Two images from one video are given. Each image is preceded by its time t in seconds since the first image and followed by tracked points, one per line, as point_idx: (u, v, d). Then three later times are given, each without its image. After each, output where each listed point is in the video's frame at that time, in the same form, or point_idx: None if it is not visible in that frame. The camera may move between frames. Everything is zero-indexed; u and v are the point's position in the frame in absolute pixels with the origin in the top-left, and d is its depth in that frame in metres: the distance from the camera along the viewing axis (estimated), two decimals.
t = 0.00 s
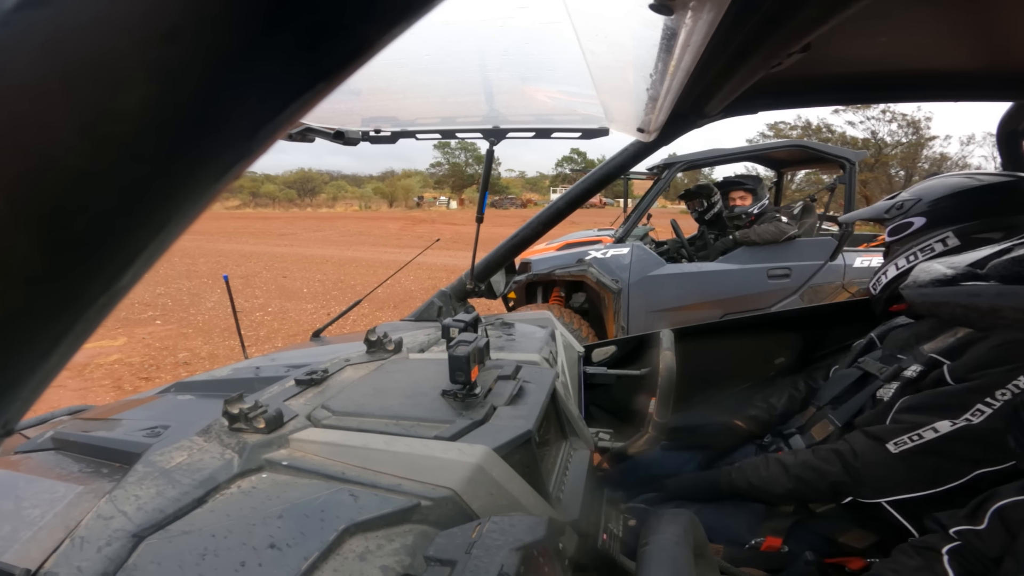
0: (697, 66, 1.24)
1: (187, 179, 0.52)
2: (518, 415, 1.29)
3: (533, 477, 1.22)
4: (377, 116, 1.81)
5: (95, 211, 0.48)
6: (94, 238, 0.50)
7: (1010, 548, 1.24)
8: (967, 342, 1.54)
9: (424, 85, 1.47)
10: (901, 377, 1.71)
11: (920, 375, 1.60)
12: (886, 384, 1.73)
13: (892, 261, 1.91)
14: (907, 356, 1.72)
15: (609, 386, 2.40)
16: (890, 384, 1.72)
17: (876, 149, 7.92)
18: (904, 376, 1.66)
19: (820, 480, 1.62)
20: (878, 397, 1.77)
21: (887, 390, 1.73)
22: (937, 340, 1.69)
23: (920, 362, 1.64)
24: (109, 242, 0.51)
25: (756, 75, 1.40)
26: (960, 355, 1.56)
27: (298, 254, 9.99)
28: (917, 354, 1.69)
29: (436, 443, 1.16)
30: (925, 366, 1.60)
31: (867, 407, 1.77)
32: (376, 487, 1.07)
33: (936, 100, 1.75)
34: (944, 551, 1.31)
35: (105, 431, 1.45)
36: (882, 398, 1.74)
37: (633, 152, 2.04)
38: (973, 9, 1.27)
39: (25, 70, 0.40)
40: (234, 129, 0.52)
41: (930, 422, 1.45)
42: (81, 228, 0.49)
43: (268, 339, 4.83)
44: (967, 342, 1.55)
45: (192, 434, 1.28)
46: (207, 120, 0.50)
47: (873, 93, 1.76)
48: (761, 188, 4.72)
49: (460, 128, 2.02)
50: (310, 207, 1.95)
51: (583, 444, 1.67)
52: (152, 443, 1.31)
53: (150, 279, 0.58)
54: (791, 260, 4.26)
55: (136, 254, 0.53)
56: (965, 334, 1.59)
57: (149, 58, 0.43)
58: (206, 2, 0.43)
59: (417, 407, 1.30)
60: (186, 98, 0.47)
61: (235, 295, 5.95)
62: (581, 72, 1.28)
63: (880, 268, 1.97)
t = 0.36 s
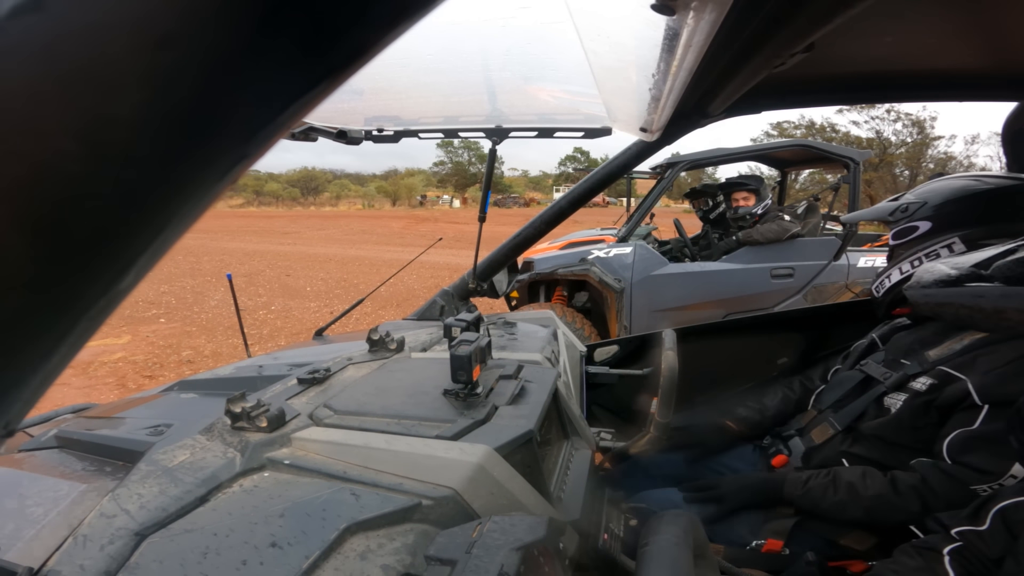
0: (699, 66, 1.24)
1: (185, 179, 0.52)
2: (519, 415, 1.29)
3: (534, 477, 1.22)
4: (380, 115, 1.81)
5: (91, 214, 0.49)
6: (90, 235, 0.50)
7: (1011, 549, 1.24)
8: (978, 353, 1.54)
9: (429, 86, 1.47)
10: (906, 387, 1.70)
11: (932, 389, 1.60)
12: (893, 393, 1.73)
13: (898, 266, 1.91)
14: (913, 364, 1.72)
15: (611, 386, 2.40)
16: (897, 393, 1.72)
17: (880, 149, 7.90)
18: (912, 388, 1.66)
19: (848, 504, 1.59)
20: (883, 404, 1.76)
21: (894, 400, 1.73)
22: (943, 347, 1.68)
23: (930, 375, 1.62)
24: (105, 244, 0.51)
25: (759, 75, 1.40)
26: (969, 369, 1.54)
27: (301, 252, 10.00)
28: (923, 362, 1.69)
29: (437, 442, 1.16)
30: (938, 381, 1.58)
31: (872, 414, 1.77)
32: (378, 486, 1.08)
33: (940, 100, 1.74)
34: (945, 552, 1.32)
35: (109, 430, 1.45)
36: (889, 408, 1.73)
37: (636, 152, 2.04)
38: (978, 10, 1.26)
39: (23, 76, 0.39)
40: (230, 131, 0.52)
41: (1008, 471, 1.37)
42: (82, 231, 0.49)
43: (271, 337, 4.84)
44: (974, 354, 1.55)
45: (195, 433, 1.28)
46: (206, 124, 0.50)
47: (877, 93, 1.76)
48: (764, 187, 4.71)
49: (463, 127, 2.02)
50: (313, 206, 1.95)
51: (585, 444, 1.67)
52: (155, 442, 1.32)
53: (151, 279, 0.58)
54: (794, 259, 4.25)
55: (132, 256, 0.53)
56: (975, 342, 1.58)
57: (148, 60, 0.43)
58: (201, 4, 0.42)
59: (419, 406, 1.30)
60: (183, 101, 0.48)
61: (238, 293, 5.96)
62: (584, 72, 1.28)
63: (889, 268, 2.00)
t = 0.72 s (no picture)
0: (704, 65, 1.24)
1: (195, 178, 0.50)
2: (522, 413, 1.29)
3: (536, 475, 1.23)
4: (384, 114, 1.81)
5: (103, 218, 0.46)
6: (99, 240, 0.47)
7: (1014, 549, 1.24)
8: (983, 359, 1.54)
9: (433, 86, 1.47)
10: (909, 391, 1.70)
11: (933, 393, 1.59)
12: (895, 397, 1.72)
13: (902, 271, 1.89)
14: (916, 368, 1.72)
15: (614, 385, 2.40)
16: (899, 398, 1.71)
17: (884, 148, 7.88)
18: (914, 392, 1.66)
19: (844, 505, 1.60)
20: (885, 407, 1.76)
21: (896, 404, 1.72)
22: (946, 352, 1.67)
23: (932, 380, 1.62)
24: (117, 246, 0.48)
25: (763, 74, 1.40)
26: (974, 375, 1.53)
27: (304, 251, 10.02)
28: (927, 366, 1.69)
29: (440, 440, 1.17)
30: (940, 386, 1.58)
31: (874, 416, 1.76)
32: (381, 484, 1.08)
33: (946, 100, 1.73)
34: (948, 552, 1.31)
35: (113, 428, 1.46)
36: (891, 412, 1.73)
37: (639, 151, 2.04)
38: (984, 9, 1.26)
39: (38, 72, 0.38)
40: (238, 128, 0.50)
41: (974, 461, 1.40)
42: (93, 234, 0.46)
43: (275, 335, 4.85)
44: (978, 361, 1.55)
45: (199, 431, 1.29)
46: (216, 121, 0.48)
47: (882, 92, 1.75)
48: (767, 187, 4.70)
49: (467, 126, 2.02)
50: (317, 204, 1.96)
51: (587, 443, 1.67)
52: (159, 440, 1.32)
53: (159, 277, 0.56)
54: (798, 259, 4.25)
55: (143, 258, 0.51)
56: (978, 347, 1.59)
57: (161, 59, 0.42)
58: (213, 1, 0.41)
59: (422, 405, 1.30)
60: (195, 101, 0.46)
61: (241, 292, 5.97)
62: (588, 71, 1.28)
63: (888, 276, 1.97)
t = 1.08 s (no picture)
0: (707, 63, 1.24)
1: (211, 174, 0.45)
2: (524, 409, 1.29)
3: (538, 469, 1.23)
4: (388, 110, 1.82)
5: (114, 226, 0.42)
6: (101, 248, 0.42)
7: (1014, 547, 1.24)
8: (986, 357, 1.54)
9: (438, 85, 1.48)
10: (912, 389, 1.70)
11: (934, 392, 1.60)
12: (897, 395, 1.72)
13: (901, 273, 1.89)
14: (919, 367, 1.71)
15: (617, 381, 2.40)
16: (901, 397, 1.71)
17: (890, 145, 7.88)
18: (916, 390, 1.66)
19: (844, 501, 1.61)
20: (888, 405, 1.76)
21: (899, 402, 1.72)
22: (950, 352, 1.66)
23: (933, 378, 1.62)
24: (127, 251, 0.43)
25: (767, 71, 1.40)
26: (976, 373, 1.54)
27: (309, 247, 10.05)
28: (929, 365, 1.69)
29: (443, 434, 1.17)
30: (942, 385, 1.58)
31: (877, 415, 1.76)
32: (384, 477, 1.09)
33: (950, 97, 1.73)
34: (948, 550, 1.32)
35: (120, 421, 1.47)
36: (893, 410, 1.73)
37: (643, 147, 2.04)
38: (989, 6, 1.26)
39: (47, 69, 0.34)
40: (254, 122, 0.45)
41: (961, 452, 1.41)
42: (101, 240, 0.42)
43: (279, 331, 4.87)
44: (983, 358, 1.55)
45: (204, 425, 1.30)
46: (230, 114, 0.43)
47: (886, 90, 1.75)
48: (771, 185, 4.70)
49: (471, 123, 2.03)
50: (322, 200, 1.97)
51: (589, 438, 1.68)
52: (164, 434, 1.33)
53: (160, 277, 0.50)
54: (802, 256, 4.24)
55: (156, 261, 0.47)
56: (981, 347, 1.58)
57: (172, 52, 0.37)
58: None
59: (425, 399, 1.31)
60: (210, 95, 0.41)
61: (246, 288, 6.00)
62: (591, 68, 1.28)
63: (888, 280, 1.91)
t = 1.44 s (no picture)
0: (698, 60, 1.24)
1: (176, 162, 0.52)
2: (516, 407, 1.29)
3: (531, 468, 1.23)
4: (380, 107, 1.82)
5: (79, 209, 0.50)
6: (75, 221, 0.50)
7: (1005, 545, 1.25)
8: (977, 355, 1.55)
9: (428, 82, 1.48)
10: (904, 388, 1.71)
11: (928, 391, 1.61)
12: (890, 394, 1.73)
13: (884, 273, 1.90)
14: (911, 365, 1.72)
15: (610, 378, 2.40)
16: (893, 395, 1.72)
17: (882, 143, 7.91)
18: (908, 388, 1.67)
19: (860, 505, 1.57)
20: (880, 403, 1.76)
21: (891, 401, 1.73)
22: (942, 349, 1.66)
23: (927, 376, 1.63)
24: (91, 231, 0.51)
25: (759, 68, 1.41)
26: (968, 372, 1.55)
27: (303, 245, 10.03)
28: (920, 363, 1.69)
29: (435, 433, 1.17)
30: (935, 383, 1.60)
31: (869, 413, 1.77)
32: (376, 476, 1.09)
33: (941, 94, 1.74)
34: (939, 548, 1.32)
35: (109, 421, 1.46)
36: (886, 408, 1.73)
37: (636, 144, 2.04)
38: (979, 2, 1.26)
39: (5, 71, 0.40)
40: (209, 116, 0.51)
41: (976, 463, 1.41)
42: (70, 219, 0.50)
43: (273, 329, 4.85)
44: (973, 357, 1.56)
45: (194, 424, 1.29)
46: (187, 111, 0.50)
47: (877, 88, 1.76)
48: (763, 182, 4.71)
49: (464, 120, 2.02)
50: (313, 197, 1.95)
51: (582, 436, 1.68)
52: (154, 433, 1.32)
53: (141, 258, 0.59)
54: (795, 253, 4.25)
55: (129, 242, 0.55)
56: (971, 344, 1.60)
57: (123, 55, 0.43)
58: None
59: (416, 398, 1.31)
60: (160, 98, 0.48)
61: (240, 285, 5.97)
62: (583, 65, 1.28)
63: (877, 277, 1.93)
